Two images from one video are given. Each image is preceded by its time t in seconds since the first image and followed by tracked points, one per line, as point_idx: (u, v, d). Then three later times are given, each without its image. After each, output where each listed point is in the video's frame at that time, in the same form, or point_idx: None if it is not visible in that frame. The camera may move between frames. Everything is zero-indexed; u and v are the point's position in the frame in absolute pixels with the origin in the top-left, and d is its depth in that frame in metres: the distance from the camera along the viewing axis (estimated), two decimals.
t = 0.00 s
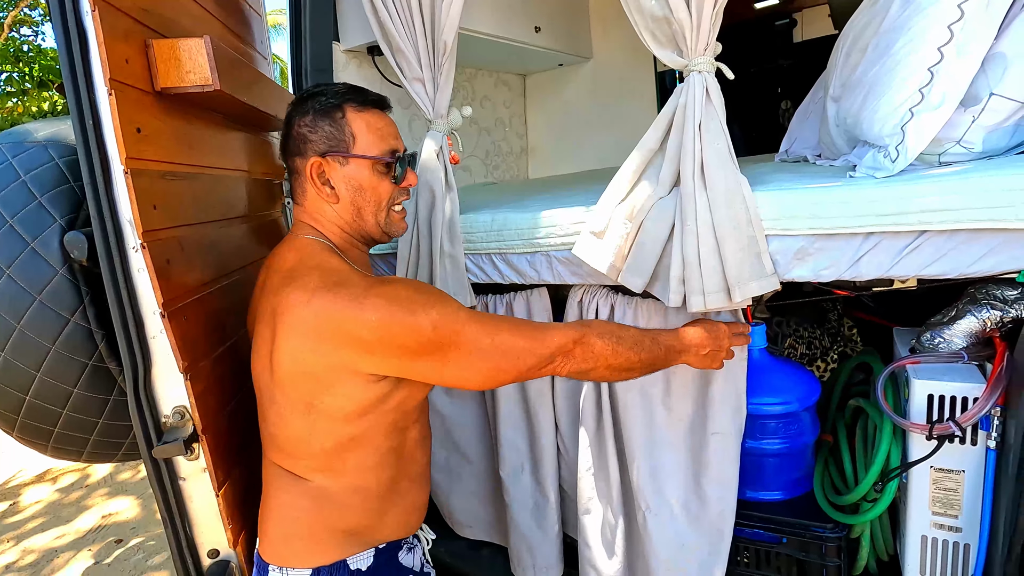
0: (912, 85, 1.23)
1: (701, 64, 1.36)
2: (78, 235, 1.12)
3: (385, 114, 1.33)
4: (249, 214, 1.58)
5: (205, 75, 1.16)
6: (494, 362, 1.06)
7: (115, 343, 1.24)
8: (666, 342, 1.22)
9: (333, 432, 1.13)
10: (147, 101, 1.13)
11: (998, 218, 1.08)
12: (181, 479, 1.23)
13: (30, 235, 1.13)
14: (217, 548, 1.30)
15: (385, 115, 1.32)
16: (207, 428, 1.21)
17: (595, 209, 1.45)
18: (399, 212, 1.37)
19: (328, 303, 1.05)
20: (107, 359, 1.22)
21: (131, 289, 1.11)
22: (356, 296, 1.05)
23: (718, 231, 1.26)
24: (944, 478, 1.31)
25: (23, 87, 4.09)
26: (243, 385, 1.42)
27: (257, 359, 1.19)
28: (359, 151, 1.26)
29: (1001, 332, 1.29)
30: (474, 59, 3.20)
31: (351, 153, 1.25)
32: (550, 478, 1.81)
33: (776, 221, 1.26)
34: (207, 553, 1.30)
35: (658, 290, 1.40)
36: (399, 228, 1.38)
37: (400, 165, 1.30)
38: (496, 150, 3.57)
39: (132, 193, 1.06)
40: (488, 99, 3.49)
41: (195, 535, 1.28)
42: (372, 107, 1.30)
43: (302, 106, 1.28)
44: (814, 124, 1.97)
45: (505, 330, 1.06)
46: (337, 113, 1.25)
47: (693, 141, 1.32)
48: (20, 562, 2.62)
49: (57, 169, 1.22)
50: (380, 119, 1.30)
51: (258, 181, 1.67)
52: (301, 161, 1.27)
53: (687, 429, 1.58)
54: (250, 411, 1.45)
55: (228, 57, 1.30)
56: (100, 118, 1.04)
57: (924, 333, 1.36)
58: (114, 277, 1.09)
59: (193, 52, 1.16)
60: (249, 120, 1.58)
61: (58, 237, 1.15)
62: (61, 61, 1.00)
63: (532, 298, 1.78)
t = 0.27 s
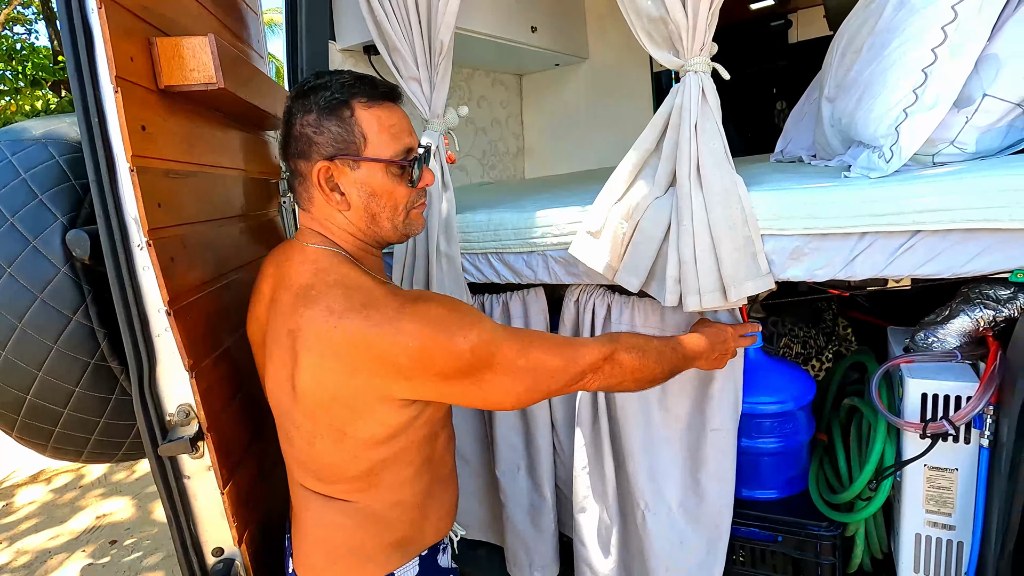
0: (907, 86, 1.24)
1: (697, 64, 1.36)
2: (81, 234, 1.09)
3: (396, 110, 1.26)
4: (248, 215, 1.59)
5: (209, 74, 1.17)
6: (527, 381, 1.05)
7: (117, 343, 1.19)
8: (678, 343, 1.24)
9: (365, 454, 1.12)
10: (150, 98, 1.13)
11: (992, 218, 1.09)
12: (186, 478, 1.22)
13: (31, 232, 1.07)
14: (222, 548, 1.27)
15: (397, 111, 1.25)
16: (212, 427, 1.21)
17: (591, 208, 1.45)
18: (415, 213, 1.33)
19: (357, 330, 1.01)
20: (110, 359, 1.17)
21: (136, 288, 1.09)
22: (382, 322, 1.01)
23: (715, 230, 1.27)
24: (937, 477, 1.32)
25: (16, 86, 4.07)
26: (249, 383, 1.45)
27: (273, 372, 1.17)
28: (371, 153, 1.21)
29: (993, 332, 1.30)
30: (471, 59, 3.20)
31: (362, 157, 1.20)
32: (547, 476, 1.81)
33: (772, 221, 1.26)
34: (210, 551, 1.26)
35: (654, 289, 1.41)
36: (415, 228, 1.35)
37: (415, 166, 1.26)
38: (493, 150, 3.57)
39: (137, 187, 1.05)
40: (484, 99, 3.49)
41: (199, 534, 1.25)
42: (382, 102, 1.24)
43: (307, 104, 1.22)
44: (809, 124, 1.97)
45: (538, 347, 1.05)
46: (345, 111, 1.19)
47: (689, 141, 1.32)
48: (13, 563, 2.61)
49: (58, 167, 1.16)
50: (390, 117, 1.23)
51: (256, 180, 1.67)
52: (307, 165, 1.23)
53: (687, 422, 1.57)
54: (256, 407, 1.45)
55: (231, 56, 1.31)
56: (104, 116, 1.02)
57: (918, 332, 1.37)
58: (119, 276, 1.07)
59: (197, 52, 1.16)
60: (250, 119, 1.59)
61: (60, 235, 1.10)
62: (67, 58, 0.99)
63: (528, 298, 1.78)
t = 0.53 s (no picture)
0: (901, 87, 1.24)
1: (692, 63, 1.36)
2: (92, 231, 1.01)
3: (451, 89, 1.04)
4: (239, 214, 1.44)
5: (221, 71, 1.09)
6: (604, 423, 0.90)
7: (129, 342, 1.12)
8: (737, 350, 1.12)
9: (426, 494, 0.98)
10: (164, 94, 1.06)
11: (986, 218, 1.09)
12: (200, 473, 1.14)
13: (37, 231, 0.99)
14: (237, 543, 1.20)
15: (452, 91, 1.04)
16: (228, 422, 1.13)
17: (587, 208, 1.46)
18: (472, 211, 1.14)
19: (409, 361, 0.85)
20: (122, 356, 1.10)
21: (152, 283, 1.02)
22: (437, 360, 0.85)
23: (709, 230, 1.27)
24: (931, 476, 1.32)
25: (10, 85, 4.04)
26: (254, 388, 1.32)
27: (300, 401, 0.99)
28: (428, 143, 1.00)
29: (987, 332, 1.30)
30: (467, 59, 3.19)
31: (418, 149, 0.99)
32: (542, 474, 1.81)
33: (765, 221, 1.27)
34: (225, 549, 1.19)
35: (648, 289, 1.41)
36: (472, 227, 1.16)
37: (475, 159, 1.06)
38: (489, 150, 3.57)
39: (155, 181, 0.98)
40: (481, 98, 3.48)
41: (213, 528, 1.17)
42: (434, 76, 1.02)
43: (343, 86, 1.01)
44: (804, 124, 1.98)
45: (610, 382, 0.90)
46: (396, 92, 0.98)
47: (684, 140, 1.32)
48: (8, 564, 2.60)
49: (65, 163, 1.07)
50: (448, 99, 1.02)
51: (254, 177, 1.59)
52: (349, 161, 1.01)
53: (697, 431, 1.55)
54: (264, 412, 1.33)
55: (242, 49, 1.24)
56: (122, 108, 0.97)
57: (912, 332, 1.38)
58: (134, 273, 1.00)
59: (207, 47, 1.08)
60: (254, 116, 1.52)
61: (70, 233, 1.02)
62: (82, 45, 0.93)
63: (523, 298, 1.78)
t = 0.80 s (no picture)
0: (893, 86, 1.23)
1: (684, 62, 1.35)
2: (104, 226, 1.03)
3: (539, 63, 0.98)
4: (238, 211, 1.38)
5: (236, 67, 1.10)
6: (707, 437, 0.86)
7: (139, 335, 1.15)
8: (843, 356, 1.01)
9: (497, 519, 0.95)
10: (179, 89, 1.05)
11: (977, 218, 1.08)
12: (215, 468, 1.13)
13: (52, 225, 1.04)
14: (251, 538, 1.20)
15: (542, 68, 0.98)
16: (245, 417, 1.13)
17: (578, 207, 1.45)
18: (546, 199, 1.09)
19: (511, 385, 0.78)
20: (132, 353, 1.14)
21: (172, 276, 1.03)
22: (546, 388, 0.78)
23: (701, 228, 1.26)
24: (923, 476, 1.31)
25: (7, 84, 4.02)
26: (260, 390, 1.27)
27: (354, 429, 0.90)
28: (519, 124, 0.94)
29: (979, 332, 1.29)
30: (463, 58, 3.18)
31: (509, 130, 0.93)
32: (572, 482, 1.70)
33: (757, 220, 1.26)
34: (239, 543, 1.19)
35: (641, 289, 1.40)
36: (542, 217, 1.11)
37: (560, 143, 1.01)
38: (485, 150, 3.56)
39: (176, 176, 0.99)
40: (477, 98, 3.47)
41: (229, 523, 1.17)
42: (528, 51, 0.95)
43: (428, 51, 0.91)
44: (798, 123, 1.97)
45: (715, 394, 0.86)
46: (492, 62, 0.90)
47: (675, 139, 1.32)
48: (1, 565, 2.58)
49: (74, 159, 1.11)
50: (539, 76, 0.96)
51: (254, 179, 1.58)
52: (430, 142, 0.93)
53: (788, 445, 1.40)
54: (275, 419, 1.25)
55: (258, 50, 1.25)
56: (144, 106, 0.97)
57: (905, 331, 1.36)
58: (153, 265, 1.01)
59: (219, 43, 1.09)
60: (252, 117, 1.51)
61: (82, 227, 1.06)
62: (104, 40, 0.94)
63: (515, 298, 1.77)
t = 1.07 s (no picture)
0: (884, 87, 1.23)
1: (676, 63, 1.34)
2: (119, 225, 0.98)
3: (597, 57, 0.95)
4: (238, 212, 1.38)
5: (253, 67, 1.14)
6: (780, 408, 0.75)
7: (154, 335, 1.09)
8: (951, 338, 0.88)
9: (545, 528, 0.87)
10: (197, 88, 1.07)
11: (967, 220, 1.08)
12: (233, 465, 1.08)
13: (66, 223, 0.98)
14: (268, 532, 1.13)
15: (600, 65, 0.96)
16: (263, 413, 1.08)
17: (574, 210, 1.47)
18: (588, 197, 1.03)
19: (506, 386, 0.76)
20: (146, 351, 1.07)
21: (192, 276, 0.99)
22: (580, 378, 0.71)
23: (692, 230, 1.27)
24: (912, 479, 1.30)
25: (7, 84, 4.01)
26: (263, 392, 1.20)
27: (396, 444, 0.80)
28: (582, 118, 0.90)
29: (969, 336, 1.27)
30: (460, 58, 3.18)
31: (575, 123, 0.88)
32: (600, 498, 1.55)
33: (748, 223, 1.28)
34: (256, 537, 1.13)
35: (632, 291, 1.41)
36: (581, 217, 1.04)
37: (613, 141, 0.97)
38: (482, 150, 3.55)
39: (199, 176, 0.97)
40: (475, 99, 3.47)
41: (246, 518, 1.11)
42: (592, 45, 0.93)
43: (502, 35, 0.85)
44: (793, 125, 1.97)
45: (785, 359, 0.75)
46: (564, 52, 0.87)
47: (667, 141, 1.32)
48: None
49: (86, 157, 1.06)
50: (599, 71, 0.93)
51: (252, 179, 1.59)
52: (497, 132, 0.85)
53: (856, 445, 1.24)
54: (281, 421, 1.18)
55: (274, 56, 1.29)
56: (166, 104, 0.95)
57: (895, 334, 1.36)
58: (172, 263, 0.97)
59: (236, 44, 1.12)
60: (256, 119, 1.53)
61: (97, 226, 1.01)
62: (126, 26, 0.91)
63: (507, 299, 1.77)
